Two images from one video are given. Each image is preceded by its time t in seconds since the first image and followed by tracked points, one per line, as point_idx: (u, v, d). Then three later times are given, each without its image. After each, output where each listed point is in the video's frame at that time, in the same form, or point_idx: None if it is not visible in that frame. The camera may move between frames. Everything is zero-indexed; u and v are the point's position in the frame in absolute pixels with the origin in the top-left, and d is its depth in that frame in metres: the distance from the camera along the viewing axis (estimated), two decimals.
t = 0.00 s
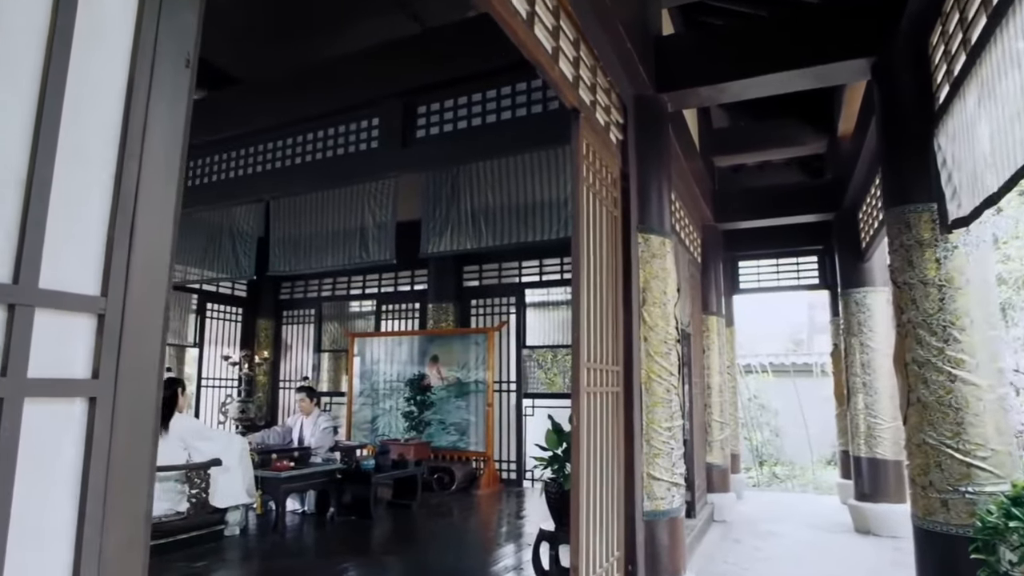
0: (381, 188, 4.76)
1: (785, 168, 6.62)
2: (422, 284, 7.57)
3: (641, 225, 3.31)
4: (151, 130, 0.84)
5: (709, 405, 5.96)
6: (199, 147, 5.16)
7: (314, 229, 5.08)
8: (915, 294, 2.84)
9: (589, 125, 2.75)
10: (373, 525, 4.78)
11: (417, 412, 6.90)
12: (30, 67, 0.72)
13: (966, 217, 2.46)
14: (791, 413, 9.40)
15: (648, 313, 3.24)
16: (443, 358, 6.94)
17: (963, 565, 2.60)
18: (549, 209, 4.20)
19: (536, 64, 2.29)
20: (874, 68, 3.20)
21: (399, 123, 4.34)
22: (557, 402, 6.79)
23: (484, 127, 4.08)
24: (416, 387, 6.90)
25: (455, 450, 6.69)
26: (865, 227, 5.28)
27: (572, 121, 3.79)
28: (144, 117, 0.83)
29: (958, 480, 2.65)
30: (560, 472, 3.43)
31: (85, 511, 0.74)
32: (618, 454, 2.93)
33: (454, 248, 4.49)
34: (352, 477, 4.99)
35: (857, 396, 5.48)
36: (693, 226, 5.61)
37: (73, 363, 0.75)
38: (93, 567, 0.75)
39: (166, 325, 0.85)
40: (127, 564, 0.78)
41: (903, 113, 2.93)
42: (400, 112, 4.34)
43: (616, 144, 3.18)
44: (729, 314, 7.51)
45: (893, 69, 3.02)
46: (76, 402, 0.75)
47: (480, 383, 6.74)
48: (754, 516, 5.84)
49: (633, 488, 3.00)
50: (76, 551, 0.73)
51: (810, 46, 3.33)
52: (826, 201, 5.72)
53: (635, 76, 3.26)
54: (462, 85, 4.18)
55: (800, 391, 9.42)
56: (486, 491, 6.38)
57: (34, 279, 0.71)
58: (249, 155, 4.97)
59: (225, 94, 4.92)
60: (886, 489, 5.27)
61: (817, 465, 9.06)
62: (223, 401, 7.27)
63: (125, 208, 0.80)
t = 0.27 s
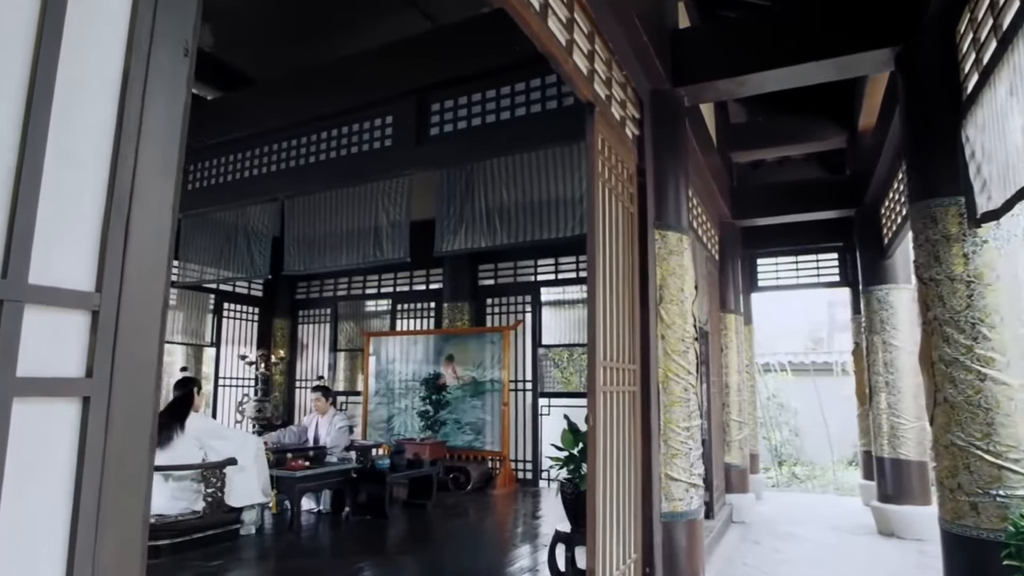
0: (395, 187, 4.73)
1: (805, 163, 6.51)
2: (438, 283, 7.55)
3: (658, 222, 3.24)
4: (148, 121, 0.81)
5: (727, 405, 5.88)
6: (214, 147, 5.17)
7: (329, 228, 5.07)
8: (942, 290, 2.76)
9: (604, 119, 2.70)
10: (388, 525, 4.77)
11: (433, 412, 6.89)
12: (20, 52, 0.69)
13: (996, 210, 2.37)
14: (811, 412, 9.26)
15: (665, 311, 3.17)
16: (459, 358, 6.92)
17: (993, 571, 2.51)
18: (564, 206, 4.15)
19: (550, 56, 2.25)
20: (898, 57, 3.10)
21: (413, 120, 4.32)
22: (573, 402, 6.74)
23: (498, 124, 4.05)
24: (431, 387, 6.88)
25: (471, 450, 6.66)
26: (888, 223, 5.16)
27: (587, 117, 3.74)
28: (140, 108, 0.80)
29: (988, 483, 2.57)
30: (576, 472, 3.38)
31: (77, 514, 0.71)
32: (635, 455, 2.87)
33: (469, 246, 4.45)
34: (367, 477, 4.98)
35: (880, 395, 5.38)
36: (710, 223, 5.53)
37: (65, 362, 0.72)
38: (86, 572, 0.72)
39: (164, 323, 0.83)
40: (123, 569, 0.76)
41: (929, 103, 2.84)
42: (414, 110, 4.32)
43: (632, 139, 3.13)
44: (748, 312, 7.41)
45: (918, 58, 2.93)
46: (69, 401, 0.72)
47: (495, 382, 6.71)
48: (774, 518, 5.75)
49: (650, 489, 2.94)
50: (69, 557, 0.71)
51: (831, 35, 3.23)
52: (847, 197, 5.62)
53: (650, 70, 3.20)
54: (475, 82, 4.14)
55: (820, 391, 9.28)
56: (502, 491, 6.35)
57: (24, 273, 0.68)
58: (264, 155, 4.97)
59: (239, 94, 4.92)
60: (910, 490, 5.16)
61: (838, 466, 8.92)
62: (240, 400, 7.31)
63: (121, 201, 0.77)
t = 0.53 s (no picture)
0: (408, 185, 4.71)
1: (822, 159, 6.41)
2: (451, 282, 7.53)
3: (673, 218, 3.18)
4: (144, 111, 0.78)
5: (744, 404, 5.80)
6: (228, 146, 5.18)
7: (341, 227, 5.06)
8: (967, 287, 2.68)
9: (618, 114, 2.65)
10: (402, 524, 4.75)
11: (447, 411, 6.87)
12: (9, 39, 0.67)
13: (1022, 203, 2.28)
14: (829, 411, 9.13)
15: (681, 310, 3.11)
16: (473, 357, 6.89)
17: None
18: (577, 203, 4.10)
19: (561, 49, 2.20)
20: (921, 47, 3.00)
21: (425, 118, 4.29)
22: (587, 401, 6.69)
23: (510, 121, 4.00)
24: (445, 386, 6.86)
25: (485, 449, 6.63)
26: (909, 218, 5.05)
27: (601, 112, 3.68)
28: (137, 98, 0.78)
29: (1016, 486, 2.49)
30: (590, 473, 3.34)
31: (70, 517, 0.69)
32: (650, 455, 2.82)
33: (482, 244, 4.41)
34: (381, 476, 4.97)
35: (901, 394, 5.26)
36: (726, 220, 5.46)
37: (57, 361, 0.70)
38: None
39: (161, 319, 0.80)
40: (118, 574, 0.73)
41: (953, 93, 2.76)
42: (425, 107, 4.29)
43: (647, 134, 3.07)
44: (765, 310, 7.32)
45: (942, 47, 2.85)
46: (61, 401, 0.69)
47: (510, 381, 6.67)
48: (792, 519, 5.67)
49: (666, 490, 2.89)
50: (61, 561, 0.68)
51: (852, 25, 3.13)
52: (865, 192, 5.51)
53: (665, 64, 3.14)
54: (488, 79, 4.11)
55: (839, 390, 9.15)
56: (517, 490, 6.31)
57: (13, 268, 0.66)
58: (277, 154, 4.97)
59: (252, 94, 4.93)
60: (933, 492, 5.05)
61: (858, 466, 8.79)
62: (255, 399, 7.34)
63: (116, 194, 0.75)
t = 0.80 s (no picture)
0: (421, 182, 4.67)
1: (843, 154, 6.29)
2: (466, 281, 7.49)
3: (691, 214, 3.10)
4: (136, 95, 0.75)
5: (763, 404, 5.70)
6: (243, 145, 5.18)
7: (355, 226, 5.04)
8: (999, 283, 2.60)
9: (633, 107, 2.59)
10: (417, 525, 4.72)
11: (462, 410, 6.83)
12: None
13: None
14: (850, 411, 8.98)
15: (699, 307, 3.03)
16: (488, 356, 6.85)
17: None
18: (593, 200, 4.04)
19: (576, 41, 2.15)
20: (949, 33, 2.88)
21: (439, 115, 4.25)
22: (604, 400, 6.63)
23: (525, 117, 3.95)
24: (461, 385, 6.83)
25: (501, 449, 6.59)
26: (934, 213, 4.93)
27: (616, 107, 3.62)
28: (128, 82, 0.74)
29: None
30: (606, 473, 3.28)
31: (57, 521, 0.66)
32: (668, 455, 2.75)
33: (496, 242, 4.36)
34: (395, 476, 4.94)
35: (926, 394, 5.13)
36: (745, 216, 5.37)
37: (42, 361, 0.67)
38: None
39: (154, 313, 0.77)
40: None
41: (983, 82, 2.68)
42: (439, 104, 4.26)
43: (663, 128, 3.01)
44: (784, 308, 7.20)
45: (972, 34, 2.75)
46: (47, 402, 0.66)
47: (525, 380, 6.63)
48: (813, 520, 5.56)
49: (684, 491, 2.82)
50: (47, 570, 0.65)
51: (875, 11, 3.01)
52: (887, 187, 5.38)
53: (682, 56, 3.07)
54: (502, 75, 4.06)
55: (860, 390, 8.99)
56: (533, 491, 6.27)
57: None
58: (291, 152, 4.96)
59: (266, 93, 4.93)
60: (959, 494, 4.93)
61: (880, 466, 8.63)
62: (272, 398, 7.37)
63: (105, 182, 0.71)
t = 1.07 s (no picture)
0: (436, 180, 4.64)
1: (866, 148, 6.15)
2: (483, 279, 7.45)
3: (709, 209, 3.03)
4: (124, 85, 0.74)
5: (784, 403, 5.60)
6: (258, 145, 5.19)
7: (370, 224, 5.02)
8: None
9: (650, 99, 2.52)
10: (433, 524, 4.70)
11: (479, 409, 6.80)
12: None
13: None
14: (873, 411, 8.82)
15: (718, 304, 2.95)
16: (505, 355, 6.81)
17: None
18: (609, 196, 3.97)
19: (592, 32, 2.09)
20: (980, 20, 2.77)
21: (454, 112, 4.22)
22: (621, 400, 6.57)
23: (540, 113, 3.90)
24: (477, 384, 6.80)
25: (517, 448, 6.55)
26: (962, 207, 4.79)
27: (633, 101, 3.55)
28: (115, 70, 0.73)
29: None
30: (625, 474, 3.22)
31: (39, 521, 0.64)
32: (687, 455, 2.69)
33: (512, 239, 4.31)
34: (412, 475, 4.92)
35: (953, 394, 5.00)
36: (766, 212, 5.27)
37: (25, 357, 0.65)
38: None
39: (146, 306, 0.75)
40: None
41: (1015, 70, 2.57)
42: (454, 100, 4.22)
43: (681, 122, 2.94)
44: (805, 306, 7.07)
45: (1004, 20, 2.65)
46: (29, 402, 0.65)
47: (542, 379, 6.58)
48: (835, 522, 5.45)
49: (703, 492, 2.76)
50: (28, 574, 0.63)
51: None
52: (909, 182, 5.24)
53: (700, 48, 2.99)
54: (517, 70, 4.01)
55: (883, 389, 8.83)
56: (550, 490, 6.22)
57: None
58: (307, 151, 4.96)
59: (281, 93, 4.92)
60: (989, 497, 4.79)
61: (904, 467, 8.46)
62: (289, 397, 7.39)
63: (90, 171, 0.70)
